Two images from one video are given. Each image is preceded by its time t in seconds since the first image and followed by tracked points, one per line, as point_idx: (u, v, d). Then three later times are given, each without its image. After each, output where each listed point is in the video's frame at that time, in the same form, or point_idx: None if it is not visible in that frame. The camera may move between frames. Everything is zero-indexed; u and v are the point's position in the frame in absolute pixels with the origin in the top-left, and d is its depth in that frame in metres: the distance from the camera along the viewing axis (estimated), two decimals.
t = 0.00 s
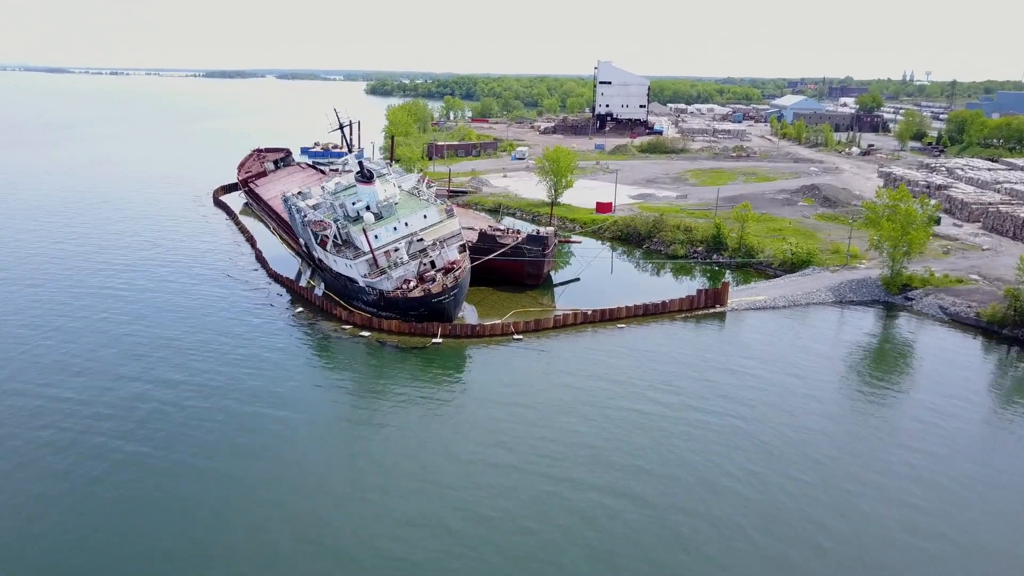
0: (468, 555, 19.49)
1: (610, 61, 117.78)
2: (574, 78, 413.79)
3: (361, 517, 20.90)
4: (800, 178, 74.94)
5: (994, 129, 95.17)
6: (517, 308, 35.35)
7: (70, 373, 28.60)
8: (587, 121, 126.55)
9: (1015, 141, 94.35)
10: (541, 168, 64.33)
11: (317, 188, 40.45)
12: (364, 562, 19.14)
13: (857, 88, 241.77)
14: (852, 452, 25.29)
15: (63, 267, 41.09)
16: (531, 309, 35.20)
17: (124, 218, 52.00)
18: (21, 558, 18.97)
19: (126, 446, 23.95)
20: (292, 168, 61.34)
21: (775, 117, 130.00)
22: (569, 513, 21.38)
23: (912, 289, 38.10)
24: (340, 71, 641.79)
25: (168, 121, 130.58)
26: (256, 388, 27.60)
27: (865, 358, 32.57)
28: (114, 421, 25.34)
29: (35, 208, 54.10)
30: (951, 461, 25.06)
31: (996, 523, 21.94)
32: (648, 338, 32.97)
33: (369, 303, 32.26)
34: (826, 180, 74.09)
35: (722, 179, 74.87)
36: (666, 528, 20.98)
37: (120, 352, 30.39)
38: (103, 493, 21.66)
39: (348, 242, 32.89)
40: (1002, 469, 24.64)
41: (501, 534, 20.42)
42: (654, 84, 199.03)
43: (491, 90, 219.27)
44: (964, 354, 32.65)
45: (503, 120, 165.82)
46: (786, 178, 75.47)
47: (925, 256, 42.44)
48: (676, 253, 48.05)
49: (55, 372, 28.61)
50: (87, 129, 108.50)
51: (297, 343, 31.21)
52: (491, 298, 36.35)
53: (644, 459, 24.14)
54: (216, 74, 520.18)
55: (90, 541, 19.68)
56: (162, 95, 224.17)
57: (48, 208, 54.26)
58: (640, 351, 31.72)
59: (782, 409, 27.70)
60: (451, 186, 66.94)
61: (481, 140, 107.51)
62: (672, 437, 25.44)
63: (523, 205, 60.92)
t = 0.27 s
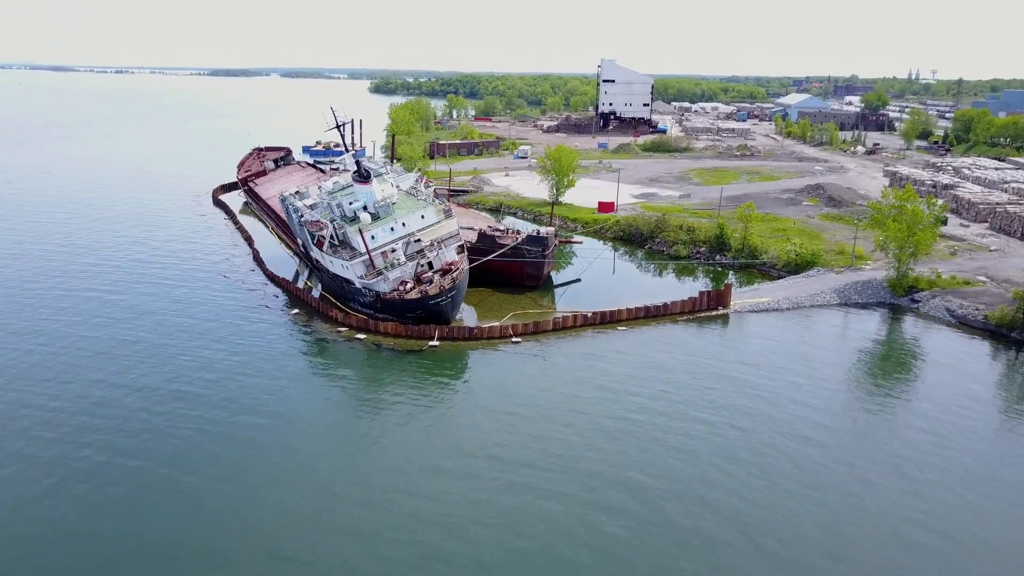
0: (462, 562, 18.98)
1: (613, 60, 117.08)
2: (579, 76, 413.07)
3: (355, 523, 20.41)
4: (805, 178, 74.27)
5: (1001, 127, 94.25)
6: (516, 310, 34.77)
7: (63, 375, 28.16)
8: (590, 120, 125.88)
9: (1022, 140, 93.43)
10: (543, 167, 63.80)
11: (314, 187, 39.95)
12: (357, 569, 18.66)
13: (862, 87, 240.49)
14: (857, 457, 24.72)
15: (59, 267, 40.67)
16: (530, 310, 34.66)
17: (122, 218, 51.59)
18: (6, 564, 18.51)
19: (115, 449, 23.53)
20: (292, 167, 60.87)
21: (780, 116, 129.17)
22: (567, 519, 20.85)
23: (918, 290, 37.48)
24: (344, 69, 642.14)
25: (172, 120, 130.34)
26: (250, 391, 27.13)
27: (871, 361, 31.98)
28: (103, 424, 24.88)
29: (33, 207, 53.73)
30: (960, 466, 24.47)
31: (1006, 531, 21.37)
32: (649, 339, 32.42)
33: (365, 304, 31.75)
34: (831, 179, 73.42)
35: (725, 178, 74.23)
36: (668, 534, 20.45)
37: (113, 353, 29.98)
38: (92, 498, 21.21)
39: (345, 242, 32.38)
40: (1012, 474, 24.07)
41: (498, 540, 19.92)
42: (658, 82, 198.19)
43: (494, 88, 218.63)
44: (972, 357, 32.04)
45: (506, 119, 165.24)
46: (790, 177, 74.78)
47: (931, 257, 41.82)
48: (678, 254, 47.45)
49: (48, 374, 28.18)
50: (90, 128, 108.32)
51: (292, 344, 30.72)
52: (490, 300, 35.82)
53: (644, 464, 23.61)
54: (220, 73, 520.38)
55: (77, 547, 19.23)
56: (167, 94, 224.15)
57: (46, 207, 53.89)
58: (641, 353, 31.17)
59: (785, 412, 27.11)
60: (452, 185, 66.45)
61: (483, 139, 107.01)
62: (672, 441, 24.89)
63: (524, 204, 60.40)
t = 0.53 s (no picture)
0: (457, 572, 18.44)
1: (618, 57, 116.17)
2: (585, 75, 411.89)
3: (348, 532, 19.87)
4: (812, 177, 73.41)
5: (1011, 126, 92.99)
6: (516, 312, 34.20)
7: (55, 376, 27.68)
8: (595, 118, 125.01)
9: None
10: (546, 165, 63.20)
11: (313, 187, 39.41)
12: None
13: (869, 85, 238.67)
14: (865, 464, 24.04)
15: (56, 266, 40.21)
16: (531, 312, 34.11)
17: (121, 217, 51.13)
18: None
19: (104, 453, 23.04)
20: (293, 166, 60.35)
21: (787, 114, 128.02)
22: (566, 528, 20.27)
23: (927, 293, 36.70)
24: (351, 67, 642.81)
25: (176, 118, 130.03)
26: (244, 393, 26.60)
27: (879, 365, 31.26)
28: (94, 427, 24.40)
29: (32, 205, 53.33)
30: (972, 474, 23.76)
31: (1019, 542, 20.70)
32: (651, 342, 31.79)
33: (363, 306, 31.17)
34: (838, 178, 72.51)
35: (731, 178, 73.44)
36: (670, 545, 19.85)
37: (106, 354, 29.49)
38: (80, 504, 20.71)
39: (342, 244, 31.80)
40: None
41: (494, 550, 19.35)
42: (664, 80, 197.17)
43: (500, 86, 217.76)
44: (983, 362, 31.30)
45: (511, 117, 164.53)
46: (797, 176, 73.88)
47: (941, 259, 41.04)
48: (683, 255, 46.69)
49: (40, 375, 27.70)
50: (92, 126, 107.86)
51: (288, 346, 30.20)
52: (490, 302, 35.27)
53: (645, 471, 22.99)
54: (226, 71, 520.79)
55: (63, 556, 18.74)
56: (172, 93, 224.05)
57: (45, 206, 53.48)
58: (643, 357, 30.56)
59: (791, 418, 26.42)
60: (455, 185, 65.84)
61: (488, 137, 106.32)
62: (674, 447, 24.26)
63: (527, 204, 59.78)
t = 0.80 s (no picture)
0: None
1: (624, 56, 115.44)
2: (591, 74, 410.62)
3: (341, 538, 19.38)
4: (819, 177, 72.63)
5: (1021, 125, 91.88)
6: (517, 315, 33.63)
7: (48, 376, 27.29)
8: (601, 117, 124.38)
9: None
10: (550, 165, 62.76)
11: (312, 187, 38.97)
12: None
13: (877, 84, 236.97)
14: (873, 472, 23.43)
15: (53, 264, 39.83)
16: (532, 315, 33.52)
17: (121, 215, 50.75)
18: None
19: (96, 455, 22.65)
20: (295, 165, 59.95)
21: (794, 113, 127.03)
22: (564, 535, 19.75)
23: (936, 296, 36.05)
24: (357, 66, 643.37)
25: (181, 117, 129.96)
26: (239, 395, 26.16)
27: (887, 370, 30.63)
28: (86, 428, 24.00)
29: (33, 204, 53.04)
30: (983, 481, 23.14)
31: None
32: (655, 345, 31.21)
33: (361, 309, 30.65)
34: (845, 178, 71.73)
35: (737, 177, 72.73)
36: (671, 554, 19.31)
37: (101, 354, 29.10)
38: (70, 508, 20.30)
39: (340, 245, 31.32)
40: None
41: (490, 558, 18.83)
42: (670, 79, 196.26)
43: (505, 85, 217.16)
44: (993, 366, 30.66)
45: (516, 116, 163.98)
46: (803, 176, 73.11)
47: (950, 261, 40.34)
48: (688, 256, 46.08)
49: (33, 375, 27.29)
50: (96, 125, 107.54)
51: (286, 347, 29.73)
52: (490, 305, 34.70)
53: (647, 477, 22.43)
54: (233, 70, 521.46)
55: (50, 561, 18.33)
56: (178, 91, 224.18)
57: (46, 204, 53.18)
58: (645, 360, 29.98)
59: (797, 424, 25.82)
60: (458, 184, 65.35)
61: (492, 136, 105.73)
62: (677, 453, 23.69)
63: (531, 204, 59.34)
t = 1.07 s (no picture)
0: None
1: (631, 54, 114.61)
2: (598, 72, 409.22)
3: (330, 549, 18.84)
4: (828, 177, 71.70)
5: None
6: (518, 319, 32.89)
7: (40, 377, 26.90)
8: (608, 116, 123.60)
9: None
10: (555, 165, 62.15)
11: (312, 187, 38.45)
12: None
13: (888, 82, 234.96)
14: (883, 484, 22.72)
15: (51, 263, 39.52)
16: (533, 320, 32.77)
17: (122, 214, 50.44)
18: None
19: (86, 460, 22.17)
20: (298, 164, 59.53)
21: (803, 112, 125.92)
22: (560, 548, 19.18)
23: (947, 301, 35.26)
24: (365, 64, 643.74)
25: (187, 115, 129.94)
26: (233, 399, 25.65)
27: (896, 376, 29.89)
28: (77, 432, 23.53)
29: (34, 202, 52.82)
30: (995, 493, 22.42)
31: None
32: (658, 349, 30.57)
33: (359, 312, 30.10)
34: (855, 178, 70.84)
35: (745, 177, 71.89)
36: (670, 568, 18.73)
37: (95, 355, 28.65)
38: (56, 513, 19.87)
39: (339, 247, 30.79)
40: None
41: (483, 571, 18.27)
42: (678, 77, 195.22)
43: (513, 83, 216.46)
44: (1006, 373, 29.87)
45: (523, 114, 163.35)
46: (812, 176, 72.23)
47: (962, 265, 39.52)
48: (693, 258, 45.41)
49: (25, 376, 26.92)
50: (102, 124, 107.54)
51: (282, 350, 29.19)
52: (491, 309, 33.97)
53: (650, 488, 21.80)
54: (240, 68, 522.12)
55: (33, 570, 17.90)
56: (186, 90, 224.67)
57: (47, 203, 52.96)
58: (649, 365, 29.33)
59: (802, 432, 25.15)
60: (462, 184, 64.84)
61: (498, 135, 105.18)
62: (679, 461, 23.09)
63: (535, 204, 58.78)
